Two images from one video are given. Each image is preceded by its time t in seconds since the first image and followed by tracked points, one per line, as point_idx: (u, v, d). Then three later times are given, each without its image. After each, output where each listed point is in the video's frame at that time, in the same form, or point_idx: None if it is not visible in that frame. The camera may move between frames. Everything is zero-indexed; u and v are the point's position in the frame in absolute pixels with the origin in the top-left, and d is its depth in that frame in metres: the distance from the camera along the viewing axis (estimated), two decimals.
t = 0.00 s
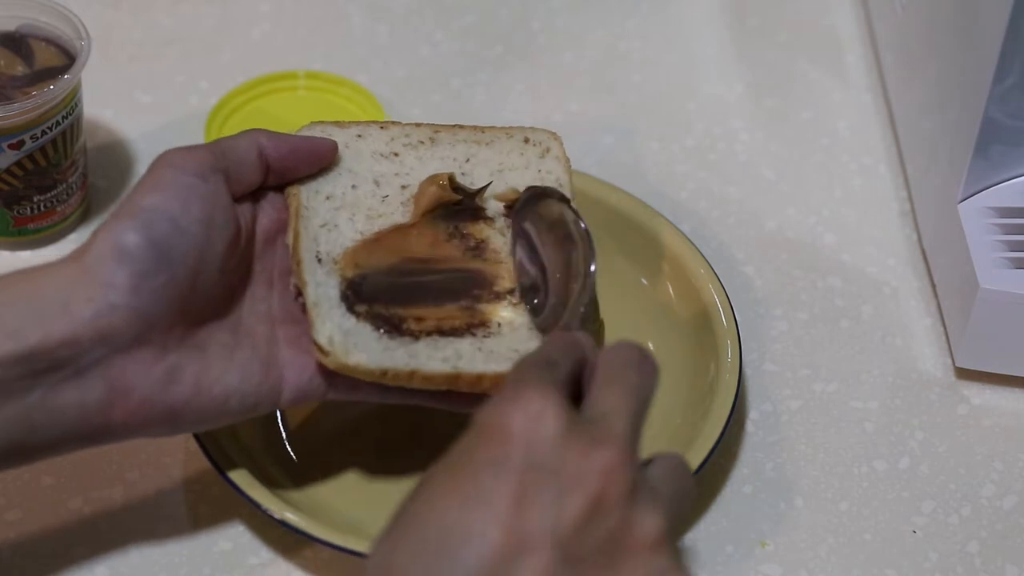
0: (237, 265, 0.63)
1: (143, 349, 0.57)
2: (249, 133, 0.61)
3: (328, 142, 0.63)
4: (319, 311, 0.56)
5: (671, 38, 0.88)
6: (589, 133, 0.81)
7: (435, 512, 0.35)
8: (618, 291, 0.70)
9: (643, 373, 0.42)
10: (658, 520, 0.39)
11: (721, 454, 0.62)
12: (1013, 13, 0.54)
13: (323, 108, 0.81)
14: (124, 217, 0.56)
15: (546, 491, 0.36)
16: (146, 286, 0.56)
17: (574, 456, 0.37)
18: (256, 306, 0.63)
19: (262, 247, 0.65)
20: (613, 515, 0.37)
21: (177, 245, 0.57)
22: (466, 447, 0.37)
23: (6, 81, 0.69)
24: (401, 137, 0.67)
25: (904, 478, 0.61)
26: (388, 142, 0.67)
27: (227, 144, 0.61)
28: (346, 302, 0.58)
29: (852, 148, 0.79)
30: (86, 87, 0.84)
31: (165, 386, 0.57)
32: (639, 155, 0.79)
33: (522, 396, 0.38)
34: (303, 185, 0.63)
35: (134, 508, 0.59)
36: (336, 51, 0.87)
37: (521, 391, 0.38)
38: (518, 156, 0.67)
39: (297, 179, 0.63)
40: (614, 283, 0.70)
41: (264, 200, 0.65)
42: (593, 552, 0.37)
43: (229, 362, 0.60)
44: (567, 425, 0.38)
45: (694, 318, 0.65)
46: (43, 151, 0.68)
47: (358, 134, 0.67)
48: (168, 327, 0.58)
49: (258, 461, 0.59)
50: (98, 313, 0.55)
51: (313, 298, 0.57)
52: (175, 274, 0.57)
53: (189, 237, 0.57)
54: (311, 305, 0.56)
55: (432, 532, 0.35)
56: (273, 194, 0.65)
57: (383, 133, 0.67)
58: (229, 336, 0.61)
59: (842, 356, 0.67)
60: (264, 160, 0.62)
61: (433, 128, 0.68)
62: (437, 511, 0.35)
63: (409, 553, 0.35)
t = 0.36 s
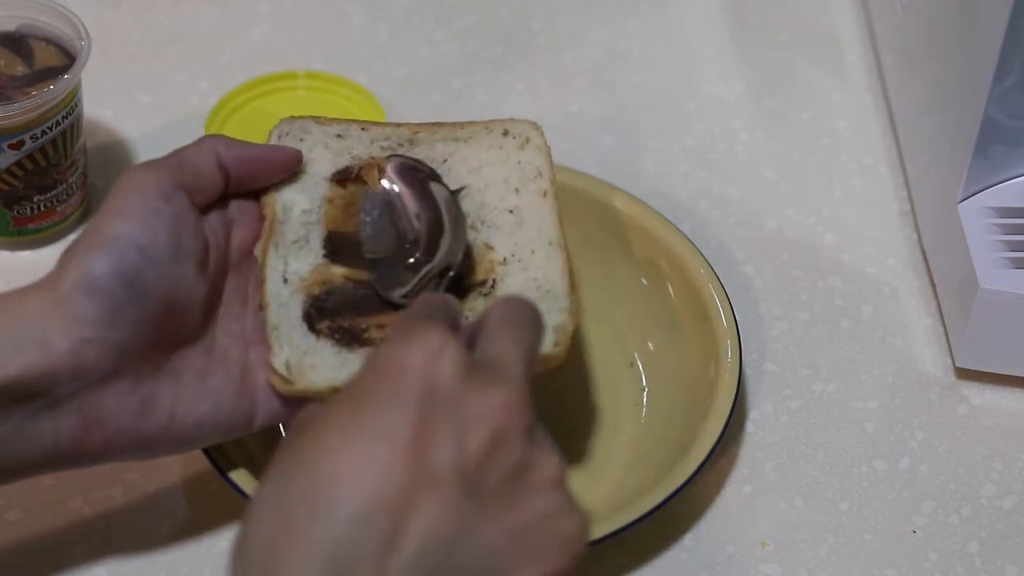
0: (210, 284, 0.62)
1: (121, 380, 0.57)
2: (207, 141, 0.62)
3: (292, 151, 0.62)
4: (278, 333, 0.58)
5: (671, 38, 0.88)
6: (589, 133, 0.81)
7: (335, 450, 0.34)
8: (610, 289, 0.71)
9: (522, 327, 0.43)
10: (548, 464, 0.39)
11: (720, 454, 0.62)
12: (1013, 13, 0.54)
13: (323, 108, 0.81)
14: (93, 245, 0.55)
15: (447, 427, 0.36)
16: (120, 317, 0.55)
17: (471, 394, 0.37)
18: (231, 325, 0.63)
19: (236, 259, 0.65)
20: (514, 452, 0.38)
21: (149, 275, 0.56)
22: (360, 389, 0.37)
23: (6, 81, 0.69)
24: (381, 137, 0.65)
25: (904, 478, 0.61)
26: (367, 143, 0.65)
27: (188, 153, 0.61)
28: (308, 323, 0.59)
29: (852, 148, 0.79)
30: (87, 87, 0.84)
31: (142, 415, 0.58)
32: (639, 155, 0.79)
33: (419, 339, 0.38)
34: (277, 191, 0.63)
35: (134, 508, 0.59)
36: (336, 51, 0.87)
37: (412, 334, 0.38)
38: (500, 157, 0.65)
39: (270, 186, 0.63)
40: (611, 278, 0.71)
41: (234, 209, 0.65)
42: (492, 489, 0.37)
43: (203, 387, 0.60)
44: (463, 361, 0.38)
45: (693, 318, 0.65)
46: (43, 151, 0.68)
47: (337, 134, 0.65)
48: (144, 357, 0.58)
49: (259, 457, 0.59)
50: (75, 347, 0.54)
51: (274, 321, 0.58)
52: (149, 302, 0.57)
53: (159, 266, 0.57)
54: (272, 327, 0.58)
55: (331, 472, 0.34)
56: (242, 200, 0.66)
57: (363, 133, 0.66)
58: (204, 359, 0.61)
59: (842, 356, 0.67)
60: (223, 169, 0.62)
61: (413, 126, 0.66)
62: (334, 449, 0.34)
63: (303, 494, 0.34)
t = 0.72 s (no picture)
0: (208, 286, 0.63)
1: (122, 384, 0.59)
2: (201, 142, 0.62)
3: (284, 157, 0.63)
4: (281, 337, 0.59)
5: (671, 38, 0.88)
6: (589, 133, 0.81)
7: (304, 440, 0.33)
8: (598, 279, 0.71)
9: (505, 328, 0.42)
10: (521, 471, 0.39)
11: (720, 454, 0.62)
12: (1013, 13, 0.54)
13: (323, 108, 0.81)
14: (91, 249, 0.56)
15: (421, 425, 0.35)
16: (122, 322, 0.56)
17: (449, 393, 0.37)
18: (229, 323, 0.64)
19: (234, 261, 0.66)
20: (489, 455, 0.37)
21: (151, 279, 0.57)
22: (341, 378, 0.35)
23: (6, 81, 0.69)
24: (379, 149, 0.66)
25: (904, 478, 0.61)
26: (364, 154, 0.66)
27: (181, 154, 0.61)
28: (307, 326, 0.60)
29: (852, 148, 0.79)
30: (86, 87, 0.84)
31: (144, 418, 0.59)
32: (639, 155, 0.79)
33: (400, 331, 0.37)
34: (276, 195, 0.63)
35: (134, 509, 0.59)
36: (336, 51, 0.87)
37: (394, 329, 0.37)
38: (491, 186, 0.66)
39: (268, 189, 0.64)
40: (598, 265, 0.72)
41: (226, 210, 0.66)
42: (466, 494, 0.36)
43: (204, 388, 0.62)
44: (447, 360, 0.37)
45: (693, 318, 0.65)
46: (43, 151, 0.69)
47: (335, 141, 0.66)
48: (144, 360, 0.59)
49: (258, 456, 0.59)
50: (76, 349, 0.55)
51: (277, 325, 0.59)
52: (149, 306, 0.57)
53: (162, 270, 0.58)
54: (275, 330, 0.59)
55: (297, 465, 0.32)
56: (236, 202, 0.66)
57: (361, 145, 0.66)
58: (204, 360, 0.63)
59: (842, 356, 0.67)
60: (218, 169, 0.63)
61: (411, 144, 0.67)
62: (304, 438, 0.33)
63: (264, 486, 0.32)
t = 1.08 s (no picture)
0: (192, 287, 0.62)
1: (113, 388, 0.57)
2: (178, 145, 0.60)
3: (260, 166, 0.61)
4: (266, 333, 0.57)
5: (671, 38, 0.88)
6: (589, 133, 0.81)
7: (386, 489, 0.34)
8: (587, 270, 0.72)
9: (590, 386, 0.42)
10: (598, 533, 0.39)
11: (720, 455, 0.62)
12: (1013, 13, 0.54)
13: (323, 107, 0.81)
14: (83, 253, 0.55)
15: (503, 480, 0.35)
16: (113, 324, 0.55)
17: (528, 449, 0.37)
18: (212, 321, 0.63)
19: (213, 261, 0.64)
20: (565, 517, 0.37)
21: (140, 280, 0.56)
22: (424, 428, 0.36)
23: (6, 81, 0.69)
24: (348, 140, 0.64)
25: (904, 478, 0.61)
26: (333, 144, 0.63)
27: (160, 156, 0.59)
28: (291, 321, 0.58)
29: (852, 148, 0.79)
30: (86, 87, 0.84)
31: (135, 420, 0.58)
32: (639, 155, 0.79)
33: (494, 385, 0.37)
34: (249, 199, 0.61)
35: (133, 508, 0.59)
36: (336, 51, 0.87)
37: (477, 380, 0.37)
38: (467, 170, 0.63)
39: (243, 193, 0.61)
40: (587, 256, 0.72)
41: (204, 212, 0.64)
42: (543, 552, 0.36)
43: (192, 385, 0.60)
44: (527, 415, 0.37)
45: (693, 319, 0.65)
46: (43, 151, 0.68)
47: (304, 136, 0.63)
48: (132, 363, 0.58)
49: (256, 456, 0.59)
50: (68, 354, 0.54)
51: (259, 319, 0.57)
52: (141, 307, 0.57)
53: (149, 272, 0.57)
54: (257, 326, 0.57)
55: (382, 508, 0.33)
56: (213, 205, 0.64)
57: (330, 136, 0.64)
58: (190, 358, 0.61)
59: (842, 356, 0.67)
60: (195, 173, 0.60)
61: (380, 133, 0.65)
62: (388, 483, 0.34)
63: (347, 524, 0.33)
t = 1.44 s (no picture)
0: (168, 279, 0.62)
1: (94, 378, 0.57)
2: (150, 138, 0.60)
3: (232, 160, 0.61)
4: (238, 323, 0.56)
5: (671, 38, 0.88)
6: (589, 133, 0.81)
7: (416, 527, 0.35)
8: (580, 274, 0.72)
9: (617, 418, 0.43)
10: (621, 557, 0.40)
11: (720, 455, 0.62)
12: (1013, 14, 0.54)
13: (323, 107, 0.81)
14: (59, 247, 0.55)
15: (523, 513, 0.37)
16: (91, 315, 0.55)
17: (551, 482, 0.38)
18: (188, 314, 0.63)
19: (186, 253, 0.64)
20: (591, 548, 0.38)
21: (117, 270, 0.56)
22: (446, 466, 0.37)
23: (6, 81, 0.69)
24: (320, 126, 0.64)
25: (904, 478, 0.61)
26: (304, 132, 0.63)
27: (133, 150, 0.59)
28: (263, 309, 0.57)
29: (852, 148, 0.79)
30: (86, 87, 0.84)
31: (116, 413, 0.57)
32: (639, 155, 0.79)
33: (508, 420, 0.39)
34: (220, 190, 0.61)
35: (132, 508, 0.59)
36: (336, 51, 0.87)
37: (499, 415, 0.39)
38: (442, 146, 0.64)
39: (215, 186, 0.61)
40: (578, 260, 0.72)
41: (178, 205, 0.63)
42: None
43: (172, 377, 0.60)
44: (549, 449, 0.39)
45: (694, 318, 0.65)
46: (43, 151, 0.69)
47: (274, 125, 0.64)
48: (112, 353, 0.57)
49: (254, 453, 0.59)
50: (45, 347, 0.54)
51: (232, 308, 0.56)
52: (119, 299, 0.56)
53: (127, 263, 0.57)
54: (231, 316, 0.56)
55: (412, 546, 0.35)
56: (186, 196, 0.63)
57: (301, 124, 0.64)
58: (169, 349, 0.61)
59: (842, 356, 0.67)
60: (169, 165, 0.60)
61: (353, 117, 0.65)
62: (416, 524, 0.35)
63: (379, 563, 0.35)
